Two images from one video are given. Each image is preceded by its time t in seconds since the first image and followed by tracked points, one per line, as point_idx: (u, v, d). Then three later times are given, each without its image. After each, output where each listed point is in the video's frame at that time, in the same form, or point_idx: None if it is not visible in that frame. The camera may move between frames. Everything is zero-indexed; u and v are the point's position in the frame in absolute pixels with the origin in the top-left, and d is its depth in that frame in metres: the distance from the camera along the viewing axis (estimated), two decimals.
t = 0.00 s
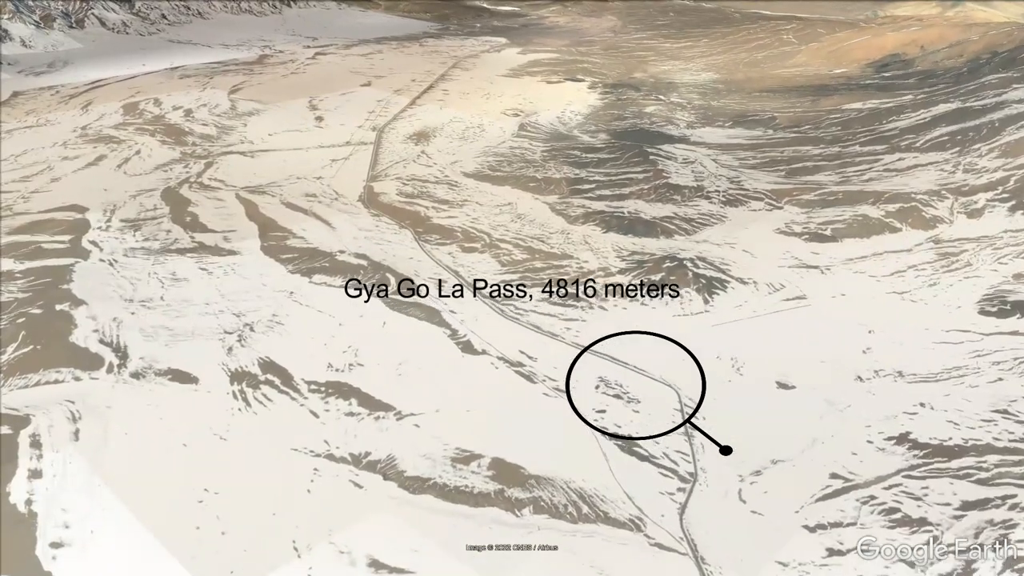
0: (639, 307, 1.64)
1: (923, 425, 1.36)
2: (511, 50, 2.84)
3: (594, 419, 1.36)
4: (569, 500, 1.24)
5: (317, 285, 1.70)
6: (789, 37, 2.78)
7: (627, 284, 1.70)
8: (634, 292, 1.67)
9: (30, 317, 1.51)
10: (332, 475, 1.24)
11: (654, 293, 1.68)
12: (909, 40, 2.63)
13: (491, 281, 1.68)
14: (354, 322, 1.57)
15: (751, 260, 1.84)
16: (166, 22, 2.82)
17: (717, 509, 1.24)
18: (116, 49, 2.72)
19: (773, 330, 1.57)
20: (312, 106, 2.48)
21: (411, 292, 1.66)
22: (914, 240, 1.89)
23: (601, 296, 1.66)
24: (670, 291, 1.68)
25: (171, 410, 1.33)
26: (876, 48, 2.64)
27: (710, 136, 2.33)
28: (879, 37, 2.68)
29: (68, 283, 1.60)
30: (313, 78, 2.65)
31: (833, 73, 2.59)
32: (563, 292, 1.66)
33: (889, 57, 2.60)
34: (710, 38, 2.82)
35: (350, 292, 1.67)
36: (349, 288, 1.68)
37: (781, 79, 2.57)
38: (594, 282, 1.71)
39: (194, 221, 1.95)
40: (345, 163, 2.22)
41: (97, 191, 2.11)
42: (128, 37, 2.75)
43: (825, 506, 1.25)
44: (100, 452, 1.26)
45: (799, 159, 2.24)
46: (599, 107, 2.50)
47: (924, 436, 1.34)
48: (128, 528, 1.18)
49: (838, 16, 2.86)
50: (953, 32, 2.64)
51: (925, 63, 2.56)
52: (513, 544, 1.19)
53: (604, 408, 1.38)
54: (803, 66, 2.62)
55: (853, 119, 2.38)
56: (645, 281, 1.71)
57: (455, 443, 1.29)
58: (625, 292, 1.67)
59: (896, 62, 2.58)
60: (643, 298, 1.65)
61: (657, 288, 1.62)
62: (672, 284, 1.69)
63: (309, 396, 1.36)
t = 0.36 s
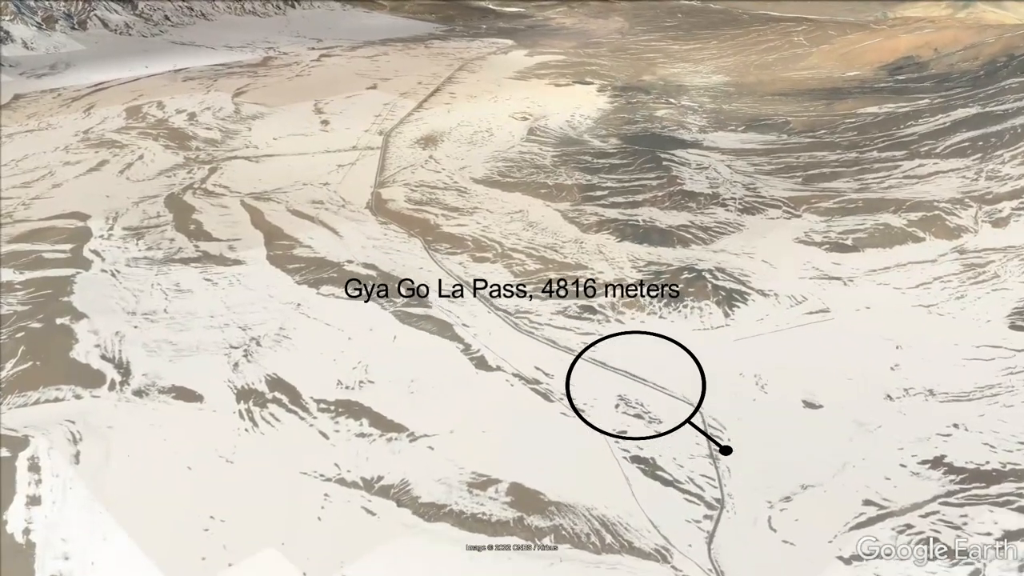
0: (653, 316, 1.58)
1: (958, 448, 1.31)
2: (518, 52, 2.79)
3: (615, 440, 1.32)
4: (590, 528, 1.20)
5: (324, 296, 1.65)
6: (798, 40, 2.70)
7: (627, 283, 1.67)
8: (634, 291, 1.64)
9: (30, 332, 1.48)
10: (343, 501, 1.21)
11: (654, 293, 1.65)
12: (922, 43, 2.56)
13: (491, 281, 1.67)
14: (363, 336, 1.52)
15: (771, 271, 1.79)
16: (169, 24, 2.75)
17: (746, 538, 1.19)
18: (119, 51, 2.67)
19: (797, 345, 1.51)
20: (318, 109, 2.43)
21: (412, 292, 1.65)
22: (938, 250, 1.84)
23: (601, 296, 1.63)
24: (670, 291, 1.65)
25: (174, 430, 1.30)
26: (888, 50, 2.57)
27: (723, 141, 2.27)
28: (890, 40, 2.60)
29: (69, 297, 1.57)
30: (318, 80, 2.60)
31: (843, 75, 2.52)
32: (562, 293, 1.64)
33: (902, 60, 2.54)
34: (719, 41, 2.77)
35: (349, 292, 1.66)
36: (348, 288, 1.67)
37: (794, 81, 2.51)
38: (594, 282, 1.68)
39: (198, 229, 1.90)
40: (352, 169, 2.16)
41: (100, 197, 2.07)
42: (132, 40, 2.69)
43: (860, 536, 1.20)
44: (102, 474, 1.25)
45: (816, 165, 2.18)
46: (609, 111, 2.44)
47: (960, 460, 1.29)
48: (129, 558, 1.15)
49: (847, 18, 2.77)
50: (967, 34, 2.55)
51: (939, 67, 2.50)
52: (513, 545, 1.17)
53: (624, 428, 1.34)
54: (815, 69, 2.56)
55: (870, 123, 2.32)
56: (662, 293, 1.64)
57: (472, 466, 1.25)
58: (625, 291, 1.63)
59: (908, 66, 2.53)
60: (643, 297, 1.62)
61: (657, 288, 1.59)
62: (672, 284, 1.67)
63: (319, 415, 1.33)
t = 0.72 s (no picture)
0: (672, 332, 1.53)
1: (994, 472, 1.25)
2: (524, 54, 2.74)
3: (637, 464, 1.27)
4: (613, 559, 1.15)
5: (331, 309, 1.60)
6: (809, 42, 2.65)
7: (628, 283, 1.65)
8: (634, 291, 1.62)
9: (25, 348, 1.45)
10: (355, 530, 1.16)
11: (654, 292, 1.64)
12: (935, 45, 2.51)
13: (491, 281, 1.65)
14: (371, 352, 1.47)
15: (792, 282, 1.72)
16: (172, 25, 2.70)
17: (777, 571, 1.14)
18: (121, 54, 2.63)
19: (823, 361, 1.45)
20: (322, 113, 2.38)
21: (411, 292, 1.65)
22: (963, 261, 1.78)
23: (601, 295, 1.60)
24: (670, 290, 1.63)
25: (176, 453, 1.26)
26: (900, 53, 2.51)
27: (736, 145, 2.21)
28: (903, 42, 2.55)
29: (67, 312, 1.54)
30: (323, 83, 2.54)
31: (854, 79, 2.47)
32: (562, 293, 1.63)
33: (915, 63, 2.48)
34: (727, 45, 2.72)
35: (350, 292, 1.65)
36: (349, 287, 1.66)
37: (807, 83, 2.48)
38: (595, 281, 1.65)
39: (201, 238, 1.85)
40: (358, 175, 2.10)
41: (101, 204, 2.02)
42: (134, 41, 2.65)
43: (896, 568, 1.15)
44: (101, 501, 1.20)
45: (832, 171, 2.11)
46: (618, 115, 2.39)
47: (997, 485, 1.24)
48: None
49: (853, 20, 2.73)
50: (984, 35, 2.49)
51: (954, 69, 2.44)
52: (513, 544, 1.15)
53: (646, 451, 1.29)
54: (826, 71, 2.51)
55: (886, 129, 2.25)
56: (679, 305, 1.60)
57: (488, 493, 1.21)
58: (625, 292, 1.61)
59: (922, 69, 2.46)
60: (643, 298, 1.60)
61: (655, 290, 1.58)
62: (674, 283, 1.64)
63: (327, 436, 1.29)
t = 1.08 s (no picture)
0: (688, 347, 1.48)
1: None
2: (530, 56, 2.69)
3: (657, 489, 1.21)
4: None
5: (335, 321, 1.55)
6: (818, 44, 2.68)
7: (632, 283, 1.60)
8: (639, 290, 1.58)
9: (19, 365, 1.44)
10: (362, 561, 1.10)
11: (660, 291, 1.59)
12: (947, 49, 2.51)
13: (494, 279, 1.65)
14: (378, 368, 1.42)
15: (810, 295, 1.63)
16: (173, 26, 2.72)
17: None
18: (122, 57, 2.58)
19: (846, 379, 1.41)
20: (326, 116, 2.33)
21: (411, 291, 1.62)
22: (985, 273, 1.70)
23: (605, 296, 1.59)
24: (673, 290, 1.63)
25: (175, 476, 1.22)
26: (913, 55, 2.52)
27: (747, 151, 2.15)
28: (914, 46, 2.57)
29: (64, 325, 1.53)
30: (326, 86, 2.49)
31: (866, 79, 2.45)
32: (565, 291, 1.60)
33: (928, 65, 2.46)
34: (736, 44, 2.72)
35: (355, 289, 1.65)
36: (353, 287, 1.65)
37: (817, 84, 2.44)
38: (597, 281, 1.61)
39: (202, 247, 1.80)
40: (362, 180, 2.06)
41: (99, 210, 1.96)
42: (135, 41, 2.65)
43: None
44: (96, 531, 1.15)
45: (846, 178, 2.03)
46: (626, 118, 2.33)
47: None
48: None
49: (862, 20, 2.85)
50: (998, 39, 2.49)
51: (966, 72, 2.39)
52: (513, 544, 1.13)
53: (665, 474, 1.24)
54: (835, 73, 2.49)
55: (899, 133, 2.17)
56: (696, 317, 1.56)
57: (500, 520, 1.16)
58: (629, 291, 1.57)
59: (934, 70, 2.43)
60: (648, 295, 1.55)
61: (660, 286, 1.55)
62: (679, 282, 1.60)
63: (333, 458, 1.25)
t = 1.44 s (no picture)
0: (706, 365, 1.43)
1: None
2: (534, 58, 2.63)
3: (676, 518, 1.17)
4: None
5: (338, 335, 1.50)
6: (826, 45, 2.63)
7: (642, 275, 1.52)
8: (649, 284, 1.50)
9: (10, 383, 1.40)
10: None
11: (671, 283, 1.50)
12: (958, 50, 2.45)
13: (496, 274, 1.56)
14: (382, 386, 1.37)
15: (828, 308, 1.56)
16: (173, 27, 2.66)
17: None
18: (121, 59, 2.53)
19: (868, 398, 1.35)
20: (328, 120, 2.28)
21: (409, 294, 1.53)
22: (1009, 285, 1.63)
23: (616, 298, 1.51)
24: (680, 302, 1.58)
25: (172, 502, 1.19)
26: (923, 57, 2.46)
27: (758, 157, 2.09)
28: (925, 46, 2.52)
29: (57, 341, 1.49)
30: (327, 88, 2.44)
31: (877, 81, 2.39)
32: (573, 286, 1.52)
33: (938, 67, 2.40)
34: (741, 45, 2.67)
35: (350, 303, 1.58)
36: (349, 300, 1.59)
37: (825, 87, 2.38)
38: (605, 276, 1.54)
39: (201, 257, 1.74)
40: (363, 187, 2.00)
41: (95, 218, 1.91)
42: (134, 43, 2.59)
43: None
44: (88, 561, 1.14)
45: (862, 184, 1.96)
46: (632, 121, 2.27)
47: None
48: None
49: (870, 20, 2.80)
50: (1010, 40, 2.43)
51: (978, 74, 2.33)
52: (512, 544, 1.14)
53: (684, 501, 1.19)
54: (843, 76, 2.43)
55: (914, 138, 2.11)
56: (711, 330, 1.50)
57: (510, 551, 1.13)
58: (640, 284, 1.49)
59: (944, 71, 2.38)
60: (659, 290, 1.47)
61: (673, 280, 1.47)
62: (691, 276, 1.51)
63: (336, 484, 1.20)
